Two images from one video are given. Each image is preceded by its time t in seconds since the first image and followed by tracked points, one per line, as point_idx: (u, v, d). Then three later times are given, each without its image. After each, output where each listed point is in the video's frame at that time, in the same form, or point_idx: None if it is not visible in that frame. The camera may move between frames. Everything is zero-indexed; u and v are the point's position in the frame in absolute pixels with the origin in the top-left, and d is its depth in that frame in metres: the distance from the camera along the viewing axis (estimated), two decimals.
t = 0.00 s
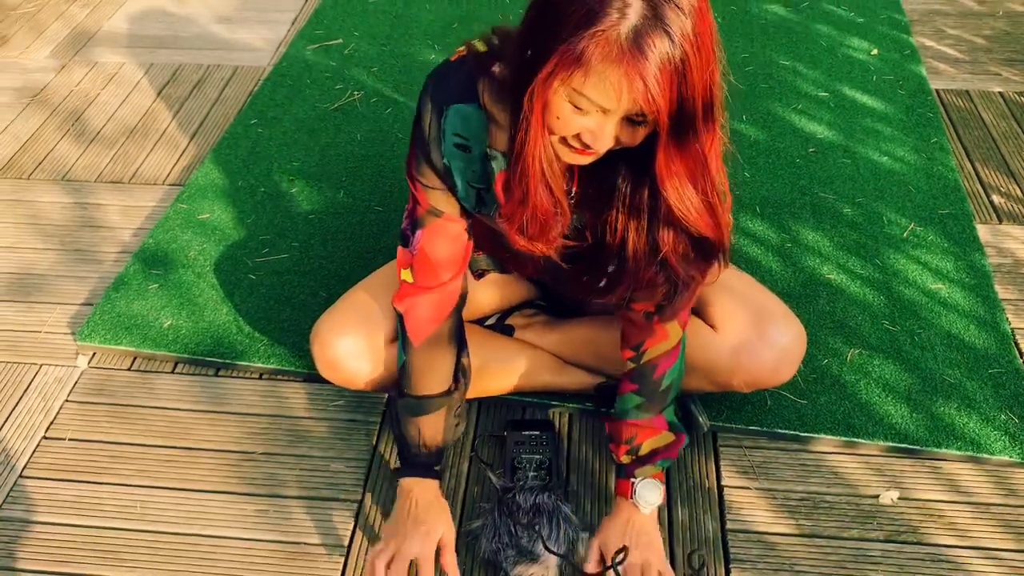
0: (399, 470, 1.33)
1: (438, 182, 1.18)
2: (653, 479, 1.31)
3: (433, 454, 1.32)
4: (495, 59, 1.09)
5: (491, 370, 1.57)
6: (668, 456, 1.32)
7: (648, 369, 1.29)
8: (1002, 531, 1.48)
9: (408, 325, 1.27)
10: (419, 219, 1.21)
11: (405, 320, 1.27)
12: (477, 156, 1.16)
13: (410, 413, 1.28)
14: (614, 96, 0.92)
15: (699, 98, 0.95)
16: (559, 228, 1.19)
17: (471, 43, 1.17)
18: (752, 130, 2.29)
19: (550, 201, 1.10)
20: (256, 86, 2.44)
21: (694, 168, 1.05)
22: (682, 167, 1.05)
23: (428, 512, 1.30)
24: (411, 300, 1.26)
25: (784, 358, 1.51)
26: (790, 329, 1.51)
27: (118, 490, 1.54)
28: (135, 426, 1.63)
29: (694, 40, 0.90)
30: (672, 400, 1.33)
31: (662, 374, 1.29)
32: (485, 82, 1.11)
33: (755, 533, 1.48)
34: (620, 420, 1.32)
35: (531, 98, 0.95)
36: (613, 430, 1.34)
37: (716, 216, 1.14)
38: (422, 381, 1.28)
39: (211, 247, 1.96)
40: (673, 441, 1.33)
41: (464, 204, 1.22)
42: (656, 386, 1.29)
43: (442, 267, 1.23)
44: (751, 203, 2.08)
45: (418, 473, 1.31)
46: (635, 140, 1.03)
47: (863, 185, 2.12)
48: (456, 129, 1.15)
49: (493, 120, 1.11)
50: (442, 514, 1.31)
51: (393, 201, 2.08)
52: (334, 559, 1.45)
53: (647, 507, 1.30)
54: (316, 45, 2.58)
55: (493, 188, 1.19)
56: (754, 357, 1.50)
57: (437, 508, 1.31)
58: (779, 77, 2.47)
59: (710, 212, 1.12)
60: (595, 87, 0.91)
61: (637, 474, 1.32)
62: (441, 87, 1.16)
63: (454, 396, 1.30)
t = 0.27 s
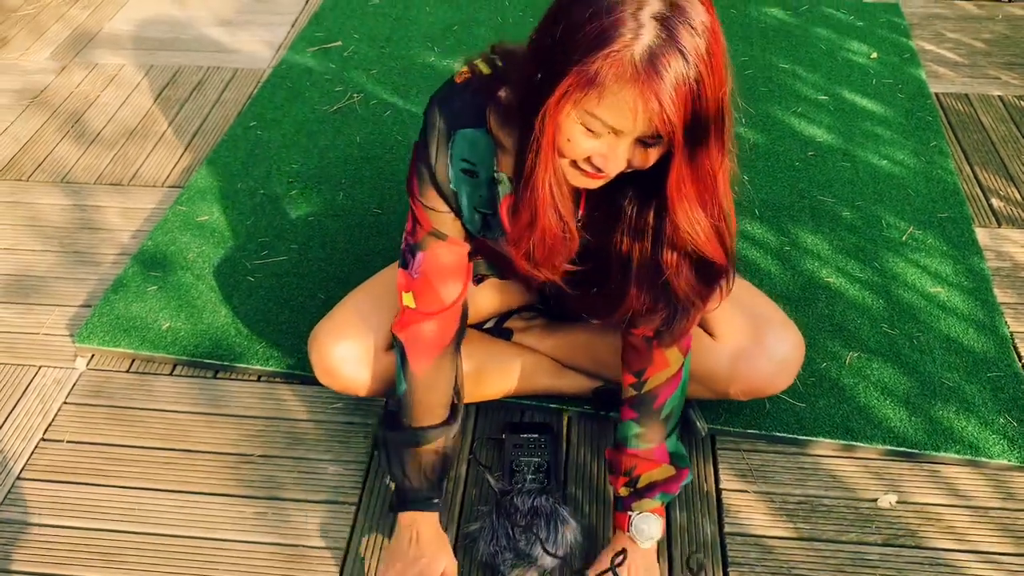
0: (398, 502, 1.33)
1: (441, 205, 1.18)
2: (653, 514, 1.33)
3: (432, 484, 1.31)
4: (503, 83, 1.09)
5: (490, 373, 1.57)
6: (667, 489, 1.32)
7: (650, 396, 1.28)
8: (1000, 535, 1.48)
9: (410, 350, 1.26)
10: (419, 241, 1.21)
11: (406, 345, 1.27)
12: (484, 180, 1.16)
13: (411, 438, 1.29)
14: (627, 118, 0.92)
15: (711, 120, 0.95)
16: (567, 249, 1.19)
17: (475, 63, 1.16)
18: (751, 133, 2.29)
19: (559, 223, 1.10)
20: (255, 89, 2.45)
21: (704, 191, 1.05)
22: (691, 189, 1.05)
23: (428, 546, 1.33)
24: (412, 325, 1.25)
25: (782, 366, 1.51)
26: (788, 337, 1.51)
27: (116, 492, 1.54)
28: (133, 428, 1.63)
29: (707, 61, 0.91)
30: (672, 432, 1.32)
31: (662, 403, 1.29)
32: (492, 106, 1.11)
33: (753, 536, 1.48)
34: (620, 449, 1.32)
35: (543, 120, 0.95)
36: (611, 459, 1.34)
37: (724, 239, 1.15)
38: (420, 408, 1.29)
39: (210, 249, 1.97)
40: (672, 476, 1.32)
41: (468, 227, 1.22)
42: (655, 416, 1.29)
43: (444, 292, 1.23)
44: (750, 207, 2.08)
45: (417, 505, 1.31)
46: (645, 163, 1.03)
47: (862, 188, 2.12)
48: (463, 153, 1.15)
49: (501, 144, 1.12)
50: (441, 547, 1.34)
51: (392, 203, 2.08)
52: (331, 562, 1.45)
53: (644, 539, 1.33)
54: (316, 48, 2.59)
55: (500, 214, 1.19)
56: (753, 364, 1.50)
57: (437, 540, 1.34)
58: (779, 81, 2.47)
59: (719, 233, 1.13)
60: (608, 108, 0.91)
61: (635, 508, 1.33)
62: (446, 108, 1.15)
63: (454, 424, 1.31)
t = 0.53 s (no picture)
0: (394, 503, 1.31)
1: (441, 207, 1.18)
2: (644, 519, 1.33)
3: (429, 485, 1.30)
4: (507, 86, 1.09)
5: (489, 374, 1.58)
6: (660, 494, 1.31)
7: (648, 401, 1.29)
8: (1001, 537, 1.48)
9: (408, 349, 1.27)
10: (419, 241, 1.21)
11: (402, 344, 1.27)
12: (485, 182, 1.18)
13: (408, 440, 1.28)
14: (636, 114, 0.92)
15: (720, 120, 0.96)
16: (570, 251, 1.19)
17: (478, 66, 1.17)
18: (751, 134, 2.28)
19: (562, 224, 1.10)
20: (256, 90, 2.45)
21: (707, 194, 1.06)
22: (695, 193, 1.05)
23: (426, 548, 1.33)
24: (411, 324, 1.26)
25: (782, 369, 1.51)
26: (789, 339, 1.51)
27: (116, 492, 1.54)
28: (134, 429, 1.63)
29: (718, 61, 0.92)
30: (667, 438, 1.31)
31: (661, 408, 1.29)
32: (496, 109, 1.11)
33: (753, 538, 1.48)
34: (615, 453, 1.32)
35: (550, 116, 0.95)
36: (607, 462, 1.34)
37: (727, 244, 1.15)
38: (417, 408, 1.29)
39: (211, 250, 1.97)
40: (667, 481, 1.31)
41: (468, 229, 1.24)
42: (652, 421, 1.29)
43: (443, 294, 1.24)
44: (751, 208, 2.08)
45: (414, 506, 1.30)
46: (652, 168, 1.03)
47: (863, 190, 2.12)
48: (465, 156, 1.16)
49: (503, 148, 1.13)
50: (440, 548, 1.34)
51: (392, 204, 2.08)
52: (331, 562, 1.45)
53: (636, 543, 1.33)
54: (316, 49, 2.59)
55: (501, 217, 1.22)
56: (753, 367, 1.50)
57: (434, 542, 1.34)
58: (779, 82, 2.47)
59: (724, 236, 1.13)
60: (618, 103, 0.91)
61: (627, 512, 1.33)
62: (449, 110, 1.16)
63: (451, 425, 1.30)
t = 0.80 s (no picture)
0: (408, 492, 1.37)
1: (452, 203, 1.18)
2: (654, 506, 1.36)
3: (442, 474, 1.36)
4: (517, 79, 1.08)
5: (497, 377, 1.57)
6: (670, 483, 1.35)
7: (656, 391, 1.30)
8: (1007, 541, 1.48)
9: (418, 344, 1.29)
10: (430, 237, 1.21)
11: (414, 338, 1.30)
12: (496, 177, 1.17)
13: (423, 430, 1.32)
14: (644, 80, 0.92)
15: (729, 98, 0.96)
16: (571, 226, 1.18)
17: (487, 62, 1.17)
18: (758, 136, 2.29)
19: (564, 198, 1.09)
20: (264, 90, 2.45)
21: (715, 178, 1.05)
22: (702, 176, 1.05)
23: (435, 534, 1.35)
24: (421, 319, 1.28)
25: (789, 370, 1.51)
26: (795, 340, 1.51)
27: (124, 491, 1.54)
28: (142, 428, 1.64)
29: (731, 36, 0.92)
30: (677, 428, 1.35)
31: (668, 399, 1.31)
32: (506, 103, 1.10)
33: (759, 540, 1.48)
34: (625, 443, 1.35)
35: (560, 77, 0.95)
36: (616, 453, 1.37)
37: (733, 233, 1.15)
38: (432, 401, 1.32)
39: (218, 249, 1.97)
40: (676, 470, 1.35)
41: (479, 225, 1.23)
42: (661, 413, 1.31)
43: (453, 288, 1.25)
44: (757, 210, 2.08)
45: (430, 494, 1.36)
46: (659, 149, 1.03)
47: (870, 193, 2.12)
48: (475, 149, 1.15)
49: (513, 141, 1.12)
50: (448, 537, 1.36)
51: (399, 205, 2.09)
52: (338, 562, 1.45)
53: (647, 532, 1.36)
54: (324, 49, 2.59)
55: (511, 212, 1.21)
56: (760, 368, 1.50)
57: (443, 528, 1.36)
58: (786, 84, 2.47)
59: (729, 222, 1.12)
60: (627, 65, 0.92)
61: (639, 500, 1.36)
62: (458, 104, 1.15)
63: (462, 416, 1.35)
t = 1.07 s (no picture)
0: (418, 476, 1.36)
1: (465, 191, 1.20)
2: (663, 486, 1.36)
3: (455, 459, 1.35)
4: (533, 66, 1.12)
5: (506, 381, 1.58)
6: (677, 461, 1.37)
7: (665, 372, 1.31)
8: (1014, 551, 1.48)
9: (431, 332, 1.30)
10: (444, 225, 1.23)
11: (425, 327, 1.30)
12: (508, 165, 1.19)
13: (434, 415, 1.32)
14: (660, 61, 0.94)
15: (747, 84, 0.96)
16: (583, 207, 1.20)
17: (499, 54, 1.19)
18: (767, 143, 2.29)
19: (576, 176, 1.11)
20: (274, 92, 2.46)
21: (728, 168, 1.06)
22: (715, 165, 1.05)
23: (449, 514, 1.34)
24: (433, 308, 1.29)
25: (799, 377, 1.51)
26: (805, 348, 1.52)
27: (134, 491, 1.55)
28: (151, 428, 1.64)
29: (752, 25, 0.93)
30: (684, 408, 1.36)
31: (678, 380, 1.32)
32: (521, 90, 1.13)
33: (766, 547, 1.49)
34: (633, 423, 1.35)
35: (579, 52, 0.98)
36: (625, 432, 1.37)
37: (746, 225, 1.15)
38: (443, 387, 1.32)
39: (229, 250, 1.98)
40: (684, 449, 1.37)
41: (491, 215, 1.25)
42: (671, 392, 1.32)
43: (466, 274, 1.26)
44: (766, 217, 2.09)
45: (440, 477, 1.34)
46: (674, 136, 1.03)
47: (879, 201, 2.13)
48: (489, 138, 1.17)
49: (527, 129, 1.14)
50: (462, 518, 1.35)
51: (409, 208, 2.09)
52: (347, 565, 1.46)
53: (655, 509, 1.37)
54: (334, 52, 2.60)
55: (523, 201, 1.23)
56: (769, 375, 1.50)
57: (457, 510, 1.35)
58: (795, 91, 2.47)
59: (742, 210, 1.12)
60: (644, 42, 0.94)
61: (647, 479, 1.36)
62: (471, 93, 1.18)
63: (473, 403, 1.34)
